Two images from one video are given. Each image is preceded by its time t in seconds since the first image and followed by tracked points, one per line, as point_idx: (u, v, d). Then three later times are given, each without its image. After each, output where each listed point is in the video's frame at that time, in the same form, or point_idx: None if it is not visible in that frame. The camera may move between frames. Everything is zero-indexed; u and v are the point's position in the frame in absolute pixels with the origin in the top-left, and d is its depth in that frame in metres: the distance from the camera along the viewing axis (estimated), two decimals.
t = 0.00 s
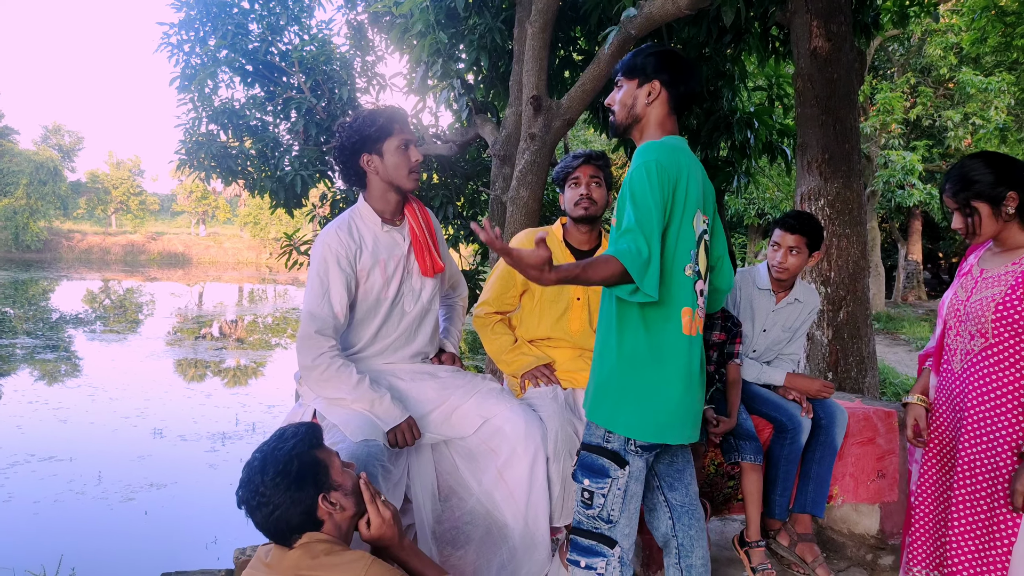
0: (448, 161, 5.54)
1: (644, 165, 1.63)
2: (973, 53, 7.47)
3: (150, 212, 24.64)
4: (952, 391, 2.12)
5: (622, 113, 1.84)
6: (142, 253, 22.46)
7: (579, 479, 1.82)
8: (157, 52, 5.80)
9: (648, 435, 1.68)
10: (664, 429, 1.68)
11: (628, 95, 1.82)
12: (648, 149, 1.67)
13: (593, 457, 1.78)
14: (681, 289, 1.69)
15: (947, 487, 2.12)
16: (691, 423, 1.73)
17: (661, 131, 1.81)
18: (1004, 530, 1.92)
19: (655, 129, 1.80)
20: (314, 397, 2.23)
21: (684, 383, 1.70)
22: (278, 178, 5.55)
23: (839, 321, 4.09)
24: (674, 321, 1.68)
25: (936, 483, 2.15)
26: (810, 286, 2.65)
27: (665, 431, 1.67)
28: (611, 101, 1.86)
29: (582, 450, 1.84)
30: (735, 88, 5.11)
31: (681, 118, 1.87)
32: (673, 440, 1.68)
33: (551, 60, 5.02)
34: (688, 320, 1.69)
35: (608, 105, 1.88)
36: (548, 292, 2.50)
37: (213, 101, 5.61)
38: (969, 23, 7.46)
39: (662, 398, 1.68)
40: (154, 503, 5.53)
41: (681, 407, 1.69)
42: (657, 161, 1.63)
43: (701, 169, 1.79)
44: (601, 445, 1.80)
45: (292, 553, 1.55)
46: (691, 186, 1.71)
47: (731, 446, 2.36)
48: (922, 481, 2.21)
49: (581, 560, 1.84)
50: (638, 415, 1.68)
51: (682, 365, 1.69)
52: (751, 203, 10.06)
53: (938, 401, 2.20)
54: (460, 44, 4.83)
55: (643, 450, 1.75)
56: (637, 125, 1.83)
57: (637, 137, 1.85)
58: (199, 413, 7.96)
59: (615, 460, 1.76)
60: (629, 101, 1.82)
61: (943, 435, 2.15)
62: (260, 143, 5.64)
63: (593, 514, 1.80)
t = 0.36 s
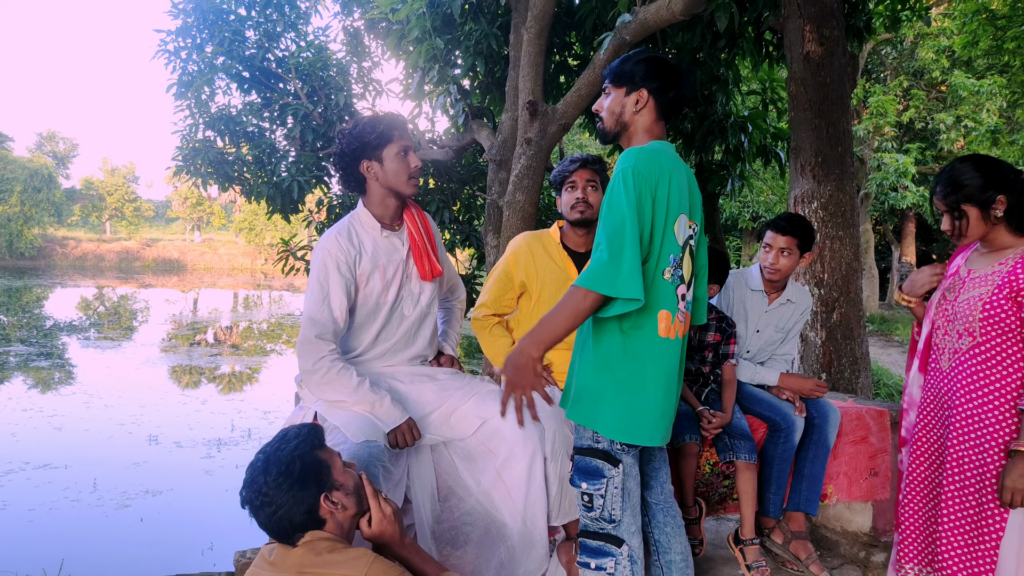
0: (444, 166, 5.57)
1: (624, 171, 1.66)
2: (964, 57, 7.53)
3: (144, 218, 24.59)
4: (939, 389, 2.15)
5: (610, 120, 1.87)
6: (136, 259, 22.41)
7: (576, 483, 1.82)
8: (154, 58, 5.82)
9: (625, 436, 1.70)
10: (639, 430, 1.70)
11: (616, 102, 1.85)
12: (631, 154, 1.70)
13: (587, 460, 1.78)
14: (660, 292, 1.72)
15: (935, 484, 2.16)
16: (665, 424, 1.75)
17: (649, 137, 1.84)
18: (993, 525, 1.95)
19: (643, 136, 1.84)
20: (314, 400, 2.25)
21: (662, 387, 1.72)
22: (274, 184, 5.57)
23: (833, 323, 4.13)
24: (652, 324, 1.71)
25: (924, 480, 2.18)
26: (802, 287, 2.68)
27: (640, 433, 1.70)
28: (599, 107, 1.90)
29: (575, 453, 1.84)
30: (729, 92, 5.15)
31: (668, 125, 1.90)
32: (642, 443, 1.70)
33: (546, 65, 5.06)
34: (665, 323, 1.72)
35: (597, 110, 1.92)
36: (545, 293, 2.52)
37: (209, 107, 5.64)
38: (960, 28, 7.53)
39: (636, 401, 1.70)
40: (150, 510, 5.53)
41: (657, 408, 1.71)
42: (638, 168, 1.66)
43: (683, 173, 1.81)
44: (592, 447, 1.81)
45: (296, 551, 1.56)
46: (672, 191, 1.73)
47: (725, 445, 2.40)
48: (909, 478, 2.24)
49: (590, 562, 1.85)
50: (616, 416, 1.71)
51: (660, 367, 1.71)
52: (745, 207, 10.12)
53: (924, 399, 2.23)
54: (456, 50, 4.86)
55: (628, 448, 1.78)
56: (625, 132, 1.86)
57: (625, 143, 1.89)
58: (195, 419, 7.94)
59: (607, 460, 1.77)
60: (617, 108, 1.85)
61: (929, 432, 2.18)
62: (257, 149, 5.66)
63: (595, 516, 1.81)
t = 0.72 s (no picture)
0: (429, 170, 5.60)
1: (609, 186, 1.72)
2: (941, 67, 7.68)
3: (126, 221, 24.35)
4: (908, 390, 2.22)
5: (582, 128, 1.91)
6: (117, 261, 22.17)
7: (564, 487, 1.86)
8: (137, 60, 5.80)
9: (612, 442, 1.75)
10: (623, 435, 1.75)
11: (587, 111, 1.89)
12: (612, 167, 1.75)
13: (574, 463, 1.82)
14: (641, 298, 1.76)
15: (903, 483, 2.21)
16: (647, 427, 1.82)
17: (622, 144, 1.88)
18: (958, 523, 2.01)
19: (616, 142, 1.87)
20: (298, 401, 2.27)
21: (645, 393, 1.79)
22: (258, 186, 5.56)
23: (812, 326, 4.20)
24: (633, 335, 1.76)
25: (893, 480, 2.24)
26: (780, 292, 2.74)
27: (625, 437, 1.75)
28: (572, 116, 1.94)
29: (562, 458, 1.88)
30: (711, 99, 5.22)
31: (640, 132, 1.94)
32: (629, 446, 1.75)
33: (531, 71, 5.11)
34: (647, 329, 1.75)
35: (569, 119, 1.96)
36: (528, 297, 2.55)
37: (193, 109, 5.62)
38: (936, 38, 7.68)
39: (621, 407, 1.75)
40: (131, 514, 5.49)
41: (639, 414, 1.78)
42: (621, 183, 1.72)
43: (664, 185, 1.85)
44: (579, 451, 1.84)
45: (282, 547, 1.58)
46: (653, 202, 1.79)
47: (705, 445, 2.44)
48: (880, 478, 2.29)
49: (581, 562, 1.88)
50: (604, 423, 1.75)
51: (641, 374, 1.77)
52: (728, 212, 10.23)
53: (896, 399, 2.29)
54: (441, 55, 4.89)
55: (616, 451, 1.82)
56: (598, 139, 1.90)
57: (599, 150, 1.92)
58: (177, 423, 7.88)
59: (594, 463, 1.81)
60: (589, 116, 1.89)
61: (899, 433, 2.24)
62: (241, 151, 5.65)
63: (585, 518, 1.84)
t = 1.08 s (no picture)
0: (433, 169, 5.64)
1: (615, 190, 1.75)
2: (945, 62, 7.66)
3: (132, 222, 24.49)
4: (909, 383, 2.24)
5: (582, 128, 1.94)
6: (124, 262, 22.31)
7: (576, 478, 1.92)
8: (143, 63, 5.86)
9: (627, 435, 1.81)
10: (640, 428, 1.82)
11: (586, 110, 1.93)
12: (615, 170, 1.79)
13: (587, 456, 1.88)
14: (652, 297, 1.81)
15: (901, 475, 2.24)
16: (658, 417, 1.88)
17: (621, 143, 1.92)
18: (956, 516, 2.04)
19: (615, 141, 1.92)
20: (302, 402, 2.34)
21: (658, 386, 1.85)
22: (264, 187, 5.62)
23: (814, 321, 4.23)
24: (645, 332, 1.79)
25: (891, 472, 2.27)
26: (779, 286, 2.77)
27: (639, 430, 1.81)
28: (570, 116, 1.98)
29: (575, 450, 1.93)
30: (713, 96, 5.24)
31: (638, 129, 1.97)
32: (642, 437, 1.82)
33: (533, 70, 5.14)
34: (659, 325, 1.80)
35: (568, 119, 1.99)
36: (531, 294, 2.59)
37: (199, 111, 5.67)
38: (939, 33, 7.67)
39: (635, 403, 1.80)
40: (141, 512, 5.56)
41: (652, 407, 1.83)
42: (627, 186, 1.75)
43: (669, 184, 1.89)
44: (590, 444, 1.89)
45: (290, 537, 1.63)
46: (659, 201, 1.82)
47: (706, 437, 2.48)
48: (879, 470, 2.32)
49: (589, 552, 1.93)
50: (619, 419, 1.80)
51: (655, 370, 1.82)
52: (731, 208, 10.25)
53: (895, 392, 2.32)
54: (444, 54, 4.93)
55: (628, 445, 1.86)
56: (598, 137, 1.94)
57: (599, 149, 1.96)
58: (185, 422, 7.95)
59: (606, 456, 1.86)
60: (588, 115, 1.93)
61: (897, 426, 2.27)
62: (246, 152, 5.70)
63: (595, 510, 1.90)
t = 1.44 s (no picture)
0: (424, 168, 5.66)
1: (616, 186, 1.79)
2: (933, 64, 7.74)
3: (122, 220, 24.36)
4: (887, 381, 2.28)
5: (587, 129, 1.97)
6: (114, 260, 22.17)
7: (558, 472, 1.97)
8: (135, 59, 5.84)
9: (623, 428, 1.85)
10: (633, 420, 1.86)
11: (592, 112, 1.95)
12: (612, 170, 1.84)
13: (570, 450, 1.94)
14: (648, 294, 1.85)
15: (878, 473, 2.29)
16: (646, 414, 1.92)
17: (625, 145, 1.96)
18: (931, 512, 2.09)
19: (618, 145, 1.96)
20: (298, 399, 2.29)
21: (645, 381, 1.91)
22: (255, 185, 5.62)
23: (800, 321, 4.27)
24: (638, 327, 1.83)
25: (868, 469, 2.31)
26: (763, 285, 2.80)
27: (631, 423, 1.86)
28: (573, 117, 1.99)
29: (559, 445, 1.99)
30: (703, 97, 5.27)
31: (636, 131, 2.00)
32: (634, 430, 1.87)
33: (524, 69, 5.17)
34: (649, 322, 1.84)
35: (570, 120, 2.01)
36: (518, 293, 2.62)
37: (190, 108, 5.66)
38: (928, 35, 7.74)
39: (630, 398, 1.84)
40: (129, 511, 5.56)
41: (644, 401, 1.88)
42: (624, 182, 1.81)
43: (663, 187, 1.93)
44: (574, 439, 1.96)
45: (278, 530, 1.64)
46: (652, 202, 1.86)
47: (690, 434, 2.51)
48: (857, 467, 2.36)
49: (570, 545, 1.97)
50: (614, 411, 1.84)
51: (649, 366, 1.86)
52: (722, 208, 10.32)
53: (873, 389, 2.36)
54: (436, 54, 4.95)
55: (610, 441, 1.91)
56: (602, 140, 1.97)
57: (600, 151, 1.99)
58: (174, 420, 7.93)
59: (588, 451, 1.92)
60: (593, 118, 1.95)
61: (875, 424, 2.31)
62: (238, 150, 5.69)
63: (576, 504, 1.95)
